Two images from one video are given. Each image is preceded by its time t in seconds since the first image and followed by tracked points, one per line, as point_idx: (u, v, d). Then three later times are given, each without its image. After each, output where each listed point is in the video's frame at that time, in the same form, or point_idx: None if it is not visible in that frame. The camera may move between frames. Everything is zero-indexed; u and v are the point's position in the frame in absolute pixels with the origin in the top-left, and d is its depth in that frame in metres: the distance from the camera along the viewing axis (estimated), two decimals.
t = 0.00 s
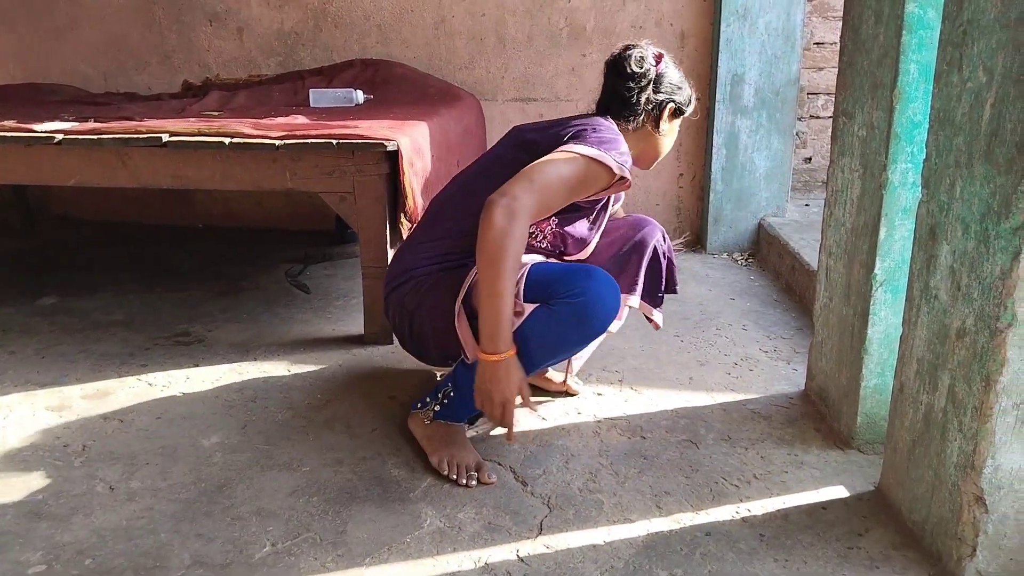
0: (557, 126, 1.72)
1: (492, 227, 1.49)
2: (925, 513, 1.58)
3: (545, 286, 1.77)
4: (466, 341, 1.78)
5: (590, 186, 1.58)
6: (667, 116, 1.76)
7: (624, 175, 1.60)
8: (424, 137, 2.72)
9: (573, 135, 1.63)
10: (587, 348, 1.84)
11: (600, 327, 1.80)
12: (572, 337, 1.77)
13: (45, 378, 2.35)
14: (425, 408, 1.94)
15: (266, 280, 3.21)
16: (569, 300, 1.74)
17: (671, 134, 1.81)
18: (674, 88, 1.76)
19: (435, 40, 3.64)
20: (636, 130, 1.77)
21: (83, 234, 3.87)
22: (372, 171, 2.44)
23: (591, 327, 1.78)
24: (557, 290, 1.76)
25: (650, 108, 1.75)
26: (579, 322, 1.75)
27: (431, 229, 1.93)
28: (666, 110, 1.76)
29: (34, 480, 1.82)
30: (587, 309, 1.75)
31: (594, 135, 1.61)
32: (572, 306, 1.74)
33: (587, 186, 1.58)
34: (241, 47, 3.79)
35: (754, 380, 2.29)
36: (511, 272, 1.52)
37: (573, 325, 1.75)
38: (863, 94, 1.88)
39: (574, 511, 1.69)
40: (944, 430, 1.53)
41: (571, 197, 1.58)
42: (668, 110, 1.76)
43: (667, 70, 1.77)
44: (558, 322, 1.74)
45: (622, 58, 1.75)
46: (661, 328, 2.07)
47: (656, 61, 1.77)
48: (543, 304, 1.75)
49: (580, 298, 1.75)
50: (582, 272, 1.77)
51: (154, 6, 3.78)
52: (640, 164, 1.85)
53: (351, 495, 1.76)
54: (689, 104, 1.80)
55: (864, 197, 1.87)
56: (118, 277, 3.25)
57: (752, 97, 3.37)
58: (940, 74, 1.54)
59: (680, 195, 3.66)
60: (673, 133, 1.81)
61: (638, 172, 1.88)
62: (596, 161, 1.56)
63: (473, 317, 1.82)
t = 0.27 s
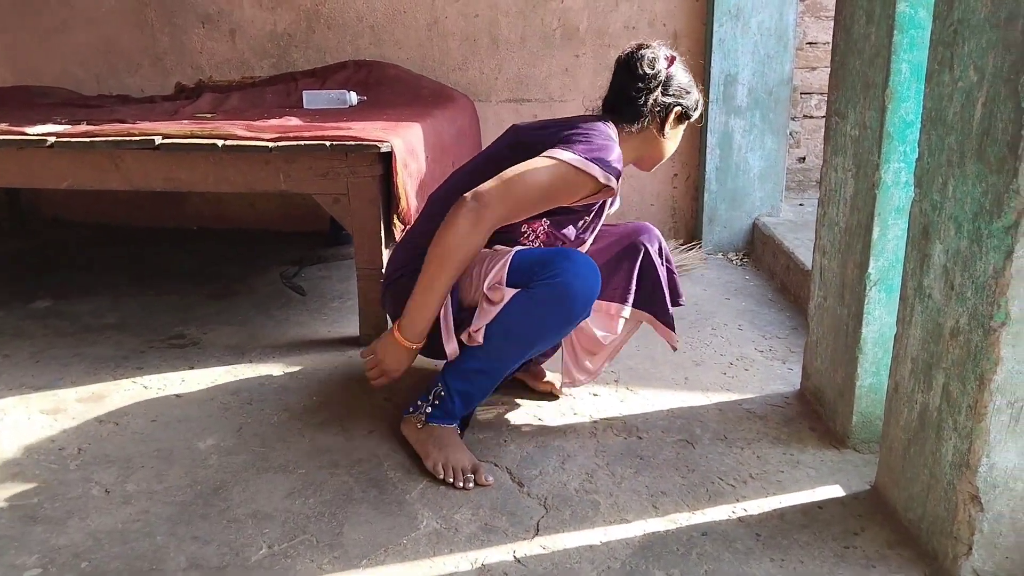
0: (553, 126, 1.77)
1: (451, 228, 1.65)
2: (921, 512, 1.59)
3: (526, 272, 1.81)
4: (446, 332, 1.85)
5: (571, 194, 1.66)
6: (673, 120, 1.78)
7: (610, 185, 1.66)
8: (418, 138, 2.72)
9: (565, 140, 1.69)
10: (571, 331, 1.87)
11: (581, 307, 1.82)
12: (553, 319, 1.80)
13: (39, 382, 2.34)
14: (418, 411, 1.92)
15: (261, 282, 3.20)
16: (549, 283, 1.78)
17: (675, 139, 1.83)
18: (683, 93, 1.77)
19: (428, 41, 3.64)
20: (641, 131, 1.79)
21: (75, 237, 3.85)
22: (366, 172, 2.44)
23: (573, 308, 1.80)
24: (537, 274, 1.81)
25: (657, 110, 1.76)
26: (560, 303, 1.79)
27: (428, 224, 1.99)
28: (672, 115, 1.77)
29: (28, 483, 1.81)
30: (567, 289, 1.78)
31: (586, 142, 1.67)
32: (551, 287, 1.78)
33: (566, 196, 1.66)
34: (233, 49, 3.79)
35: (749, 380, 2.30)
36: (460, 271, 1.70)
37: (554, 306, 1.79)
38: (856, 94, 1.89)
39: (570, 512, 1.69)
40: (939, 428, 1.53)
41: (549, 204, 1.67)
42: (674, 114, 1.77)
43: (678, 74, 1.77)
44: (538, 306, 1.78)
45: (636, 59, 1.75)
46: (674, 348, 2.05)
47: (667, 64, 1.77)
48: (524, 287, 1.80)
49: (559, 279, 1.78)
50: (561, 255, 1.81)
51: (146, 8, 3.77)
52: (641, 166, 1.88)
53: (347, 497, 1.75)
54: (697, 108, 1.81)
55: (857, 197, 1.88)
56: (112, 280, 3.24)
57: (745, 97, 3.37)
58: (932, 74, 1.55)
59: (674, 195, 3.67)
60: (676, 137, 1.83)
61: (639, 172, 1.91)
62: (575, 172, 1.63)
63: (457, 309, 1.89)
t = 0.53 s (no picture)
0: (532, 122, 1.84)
1: (435, 228, 1.78)
2: (924, 517, 1.59)
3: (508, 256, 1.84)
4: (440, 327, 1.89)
5: (546, 185, 1.73)
6: (649, 102, 1.77)
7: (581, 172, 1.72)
8: (422, 140, 2.72)
9: (538, 133, 1.76)
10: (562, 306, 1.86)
11: (568, 280, 1.82)
12: (542, 295, 1.80)
13: (42, 381, 2.35)
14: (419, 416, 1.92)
15: (264, 284, 3.21)
16: (532, 259, 1.80)
17: (661, 122, 1.80)
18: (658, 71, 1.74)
19: (433, 43, 3.65)
20: (620, 118, 1.80)
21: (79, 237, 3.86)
22: (371, 174, 2.45)
23: (560, 281, 1.81)
24: (521, 255, 1.82)
25: (629, 95, 1.77)
26: (546, 277, 1.79)
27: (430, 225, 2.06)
28: (645, 97, 1.76)
29: (32, 483, 1.82)
30: (550, 262, 1.79)
31: (558, 135, 1.73)
32: (535, 263, 1.79)
33: (541, 187, 1.73)
34: (238, 50, 3.79)
35: (752, 384, 2.30)
36: (461, 267, 1.82)
37: (541, 281, 1.79)
38: (861, 99, 1.89)
39: (572, 515, 1.69)
40: (942, 434, 1.53)
41: (527, 198, 1.74)
42: (648, 97, 1.76)
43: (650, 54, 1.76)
44: (525, 281, 1.79)
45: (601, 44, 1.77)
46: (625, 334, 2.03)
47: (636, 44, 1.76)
48: (509, 269, 1.82)
49: (542, 255, 1.79)
50: (542, 232, 1.83)
51: (152, 9, 3.78)
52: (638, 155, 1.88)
53: (349, 499, 1.76)
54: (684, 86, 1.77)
55: (861, 201, 1.88)
56: (116, 280, 3.25)
57: (750, 101, 3.37)
58: (937, 79, 1.55)
59: (677, 199, 3.67)
60: (661, 120, 1.80)
61: (644, 162, 1.91)
62: (545, 166, 1.70)
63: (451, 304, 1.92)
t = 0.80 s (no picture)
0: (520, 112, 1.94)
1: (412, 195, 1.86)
2: (922, 518, 1.58)
3: (484, 241, 1.85)
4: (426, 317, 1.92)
5: (518, 159, 1.79)
6: (603, 86, 1.85)
7: (552, 147, 1.77)
8: (420, 140, 2.72)
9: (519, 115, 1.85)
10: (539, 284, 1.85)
11: (540, 256, 1.81)
12: (515, 273, 1.80)
13: (40, 383, 2.34)
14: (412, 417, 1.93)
15: (262, 284, 3.20)
16: (503, 238, 1.80)
17: (621, 100, 1.83)
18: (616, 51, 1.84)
19: (431, 43, 3.64)
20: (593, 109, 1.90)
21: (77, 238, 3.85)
22: (369, 174, 2.44)
23: (531, 257, 1.79)
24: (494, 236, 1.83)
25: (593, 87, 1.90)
26: (517, 255, 1.79)
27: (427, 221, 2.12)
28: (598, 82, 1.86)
29: (29, 485, 1.81)
30: (519, 238, 1.78)
31: (535, 115, 1.81)
32: (505, 242, 1.79)
33: (513, 161, 1.79)
34: (236, 51, 3.79)
35: (750, 385, 2.30)
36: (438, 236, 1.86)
37: (513, 259, 1.79)
38: (859, 99, 1.89)
39: (570, 516, 1.69)
40: (940, 434, 1.53)
41: (499, 171, 1.81)
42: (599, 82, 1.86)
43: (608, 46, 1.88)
44: (498, 262, 1.79)
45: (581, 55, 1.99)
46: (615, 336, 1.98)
47: (596, 41, 1.91)
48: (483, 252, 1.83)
49: (511, 233, 1.79)
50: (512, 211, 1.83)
51: (150, 9, 3.78)
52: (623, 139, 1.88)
53: (347, 501, 1.75)
54: (645, 59, 1.80)
55: (859, 202, 1.88)
56: (113, 281, 3.24)
57: (748, 101, 3.37)
58: (935, 79, 1.54)
59: (676, 199, 3.67)
60: (620, 98, 1.83)
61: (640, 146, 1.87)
62: (515, 137, 1.76)
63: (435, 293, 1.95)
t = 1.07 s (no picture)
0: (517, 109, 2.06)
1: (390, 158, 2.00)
2: (921, 518, 1.59)
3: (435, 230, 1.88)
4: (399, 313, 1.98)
5: (477, 136, 1.89)
6: (598, 80, 1.96)
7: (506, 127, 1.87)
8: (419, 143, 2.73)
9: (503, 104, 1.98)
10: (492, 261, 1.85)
11: (484, 233, 1.81)
12: (462, 255, 1.81)
13: (39, 386, 2.34)
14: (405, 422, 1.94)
15: (261, 287, 3.21)
16: (446, 224, 1.82)
17: (609, 90, 1.91)
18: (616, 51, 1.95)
19: (430, 46, 3.65)
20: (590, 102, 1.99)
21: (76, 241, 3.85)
22: (367, 176, 2.45)
23: (475, 236, 1.80)
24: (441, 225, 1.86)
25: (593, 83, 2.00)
26: (461, 237, 1.80)
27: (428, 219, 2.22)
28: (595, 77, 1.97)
29: (27, 488, 1.81)
30: (459, 221, 1.80)
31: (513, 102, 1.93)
32: (449, 228, 1.81)
33: (473, 138, 1.89)
34: (235, 53, 3.79)
35: (749, 385, 2.30)
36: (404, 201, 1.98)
37: (459, 241, 1.81)
38: (856, 100, 1.89)
39: (570, 517, 1.69)
40: (939, 434, 1.53)
41: (462, 147, 1.91)
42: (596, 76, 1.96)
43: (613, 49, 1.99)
44: (446, 249, 1.82)
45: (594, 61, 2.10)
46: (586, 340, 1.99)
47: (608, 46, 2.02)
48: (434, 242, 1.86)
49: (452, 217, 1.82)
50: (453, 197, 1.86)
51: (148, 12, 3.78)
52: (607, 130, 1.93)
53: (345, 502, 1.75)
54: (637, 53, 1.89)
55: (857, 202, 1.88)
56: (112, 284, 3.24)
57: (746, 103, 3.37)
58: (932, 80, 1.55)
59: (674, 201, 3.67)
60: (608, 88, 1.91)
61: (622, 138, 1.92)
62: (479, 113, 1.88)
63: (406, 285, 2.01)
